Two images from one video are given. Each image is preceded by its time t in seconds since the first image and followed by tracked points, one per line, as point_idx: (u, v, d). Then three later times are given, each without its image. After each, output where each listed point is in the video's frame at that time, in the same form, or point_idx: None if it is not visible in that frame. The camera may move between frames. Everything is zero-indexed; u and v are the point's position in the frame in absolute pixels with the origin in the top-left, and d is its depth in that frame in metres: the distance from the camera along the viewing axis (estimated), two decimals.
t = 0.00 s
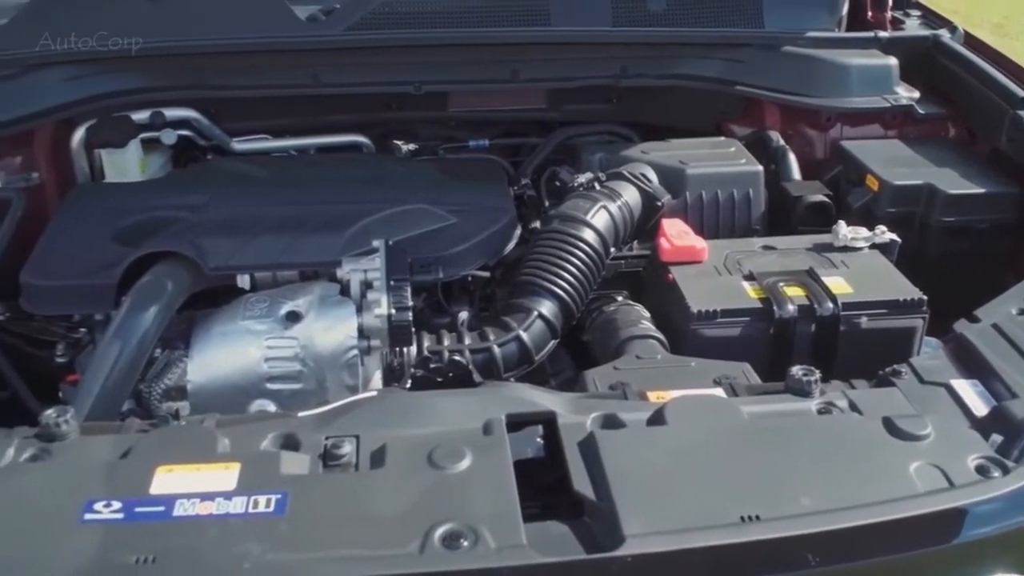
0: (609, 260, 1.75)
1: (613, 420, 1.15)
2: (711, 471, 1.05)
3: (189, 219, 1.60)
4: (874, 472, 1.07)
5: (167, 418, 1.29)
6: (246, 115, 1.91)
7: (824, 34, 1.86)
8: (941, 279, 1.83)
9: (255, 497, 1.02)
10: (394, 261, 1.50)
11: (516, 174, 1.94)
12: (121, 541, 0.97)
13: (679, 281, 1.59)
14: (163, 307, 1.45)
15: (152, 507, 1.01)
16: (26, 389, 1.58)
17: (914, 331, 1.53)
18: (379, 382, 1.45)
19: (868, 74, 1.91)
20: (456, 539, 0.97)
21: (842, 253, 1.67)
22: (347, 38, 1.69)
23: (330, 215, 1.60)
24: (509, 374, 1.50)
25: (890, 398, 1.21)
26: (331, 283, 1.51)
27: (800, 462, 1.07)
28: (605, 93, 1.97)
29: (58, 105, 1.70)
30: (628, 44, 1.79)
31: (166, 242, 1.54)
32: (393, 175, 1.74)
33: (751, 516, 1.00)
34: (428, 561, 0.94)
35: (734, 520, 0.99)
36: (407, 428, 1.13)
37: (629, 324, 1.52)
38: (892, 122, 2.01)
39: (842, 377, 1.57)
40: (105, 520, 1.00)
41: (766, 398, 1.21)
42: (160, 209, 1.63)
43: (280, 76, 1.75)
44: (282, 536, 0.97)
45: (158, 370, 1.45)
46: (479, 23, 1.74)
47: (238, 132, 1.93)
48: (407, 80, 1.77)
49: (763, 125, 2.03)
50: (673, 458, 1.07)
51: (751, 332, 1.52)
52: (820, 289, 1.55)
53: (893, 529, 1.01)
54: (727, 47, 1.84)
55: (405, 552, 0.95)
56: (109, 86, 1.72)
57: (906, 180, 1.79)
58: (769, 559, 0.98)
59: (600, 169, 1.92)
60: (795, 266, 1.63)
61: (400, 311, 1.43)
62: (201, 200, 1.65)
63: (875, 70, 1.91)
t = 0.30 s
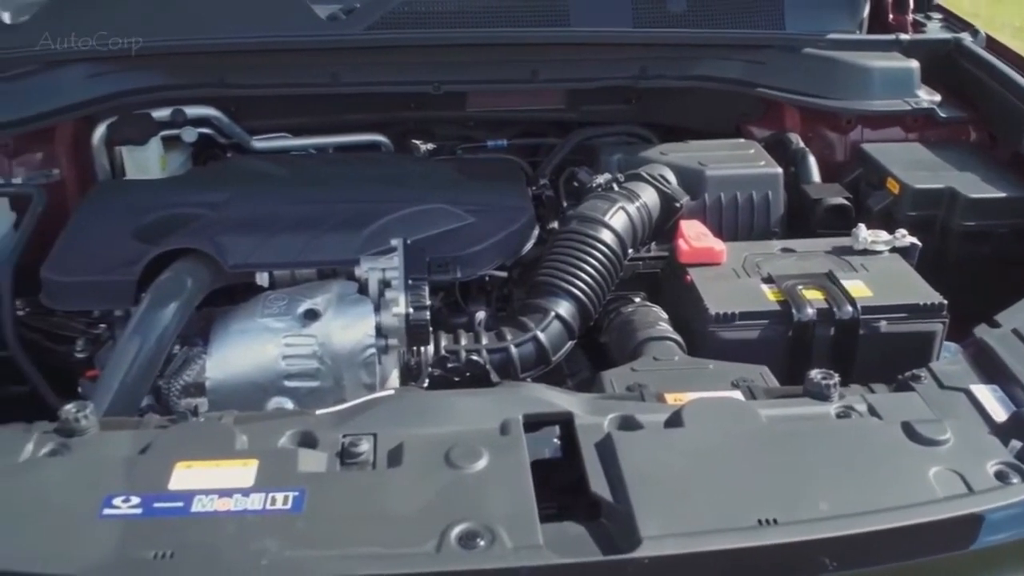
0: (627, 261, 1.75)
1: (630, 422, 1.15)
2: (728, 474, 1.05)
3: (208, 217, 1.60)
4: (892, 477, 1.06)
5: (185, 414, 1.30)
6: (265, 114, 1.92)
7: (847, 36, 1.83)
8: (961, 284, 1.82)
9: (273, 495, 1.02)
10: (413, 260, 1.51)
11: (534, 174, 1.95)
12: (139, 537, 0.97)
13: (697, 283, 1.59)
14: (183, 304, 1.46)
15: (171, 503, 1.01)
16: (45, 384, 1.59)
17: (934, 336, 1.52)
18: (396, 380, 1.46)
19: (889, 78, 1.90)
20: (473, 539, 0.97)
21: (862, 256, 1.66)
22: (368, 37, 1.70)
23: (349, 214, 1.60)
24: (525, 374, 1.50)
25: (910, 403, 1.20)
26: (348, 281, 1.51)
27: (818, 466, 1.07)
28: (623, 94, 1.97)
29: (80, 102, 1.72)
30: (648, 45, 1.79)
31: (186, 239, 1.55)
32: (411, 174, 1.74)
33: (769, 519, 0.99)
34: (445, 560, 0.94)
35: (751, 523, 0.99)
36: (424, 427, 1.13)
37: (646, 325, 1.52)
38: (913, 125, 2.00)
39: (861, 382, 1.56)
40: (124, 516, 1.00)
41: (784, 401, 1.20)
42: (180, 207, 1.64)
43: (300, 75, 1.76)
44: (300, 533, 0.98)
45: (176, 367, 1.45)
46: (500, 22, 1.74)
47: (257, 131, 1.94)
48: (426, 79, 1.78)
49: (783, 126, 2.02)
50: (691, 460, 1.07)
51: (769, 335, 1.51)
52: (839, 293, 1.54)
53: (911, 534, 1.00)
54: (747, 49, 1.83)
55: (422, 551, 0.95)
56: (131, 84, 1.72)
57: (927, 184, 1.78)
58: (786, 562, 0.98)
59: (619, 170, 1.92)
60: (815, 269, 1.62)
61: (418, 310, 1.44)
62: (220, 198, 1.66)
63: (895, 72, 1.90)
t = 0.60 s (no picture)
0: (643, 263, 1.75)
1: (644, 423, 1.15)
2: (744, 476, 1.05)
3: (226, 214, 1.61)
4: (909, 481, 1.06)
5: (202, 411, 1.32)
6: (282, 112, 1.92)
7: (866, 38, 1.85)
8: (979, 288, 1.81)
9: (288, 492, 1.02)
10: (429, 260, 1.50)
11: (551, 175, 1.94)
12: (156, 533, 0.98)
13: (714, 285, 1.58)
14: (200, 301, 1.47)
15: (187, 500, 1.01)
16: (60, 378, 1.59)
17: (951, 340, 1.51)
18: (412, 380, 1.46)
19: (906, 77, 1.88)
20: (487, 539, 0.97)
21: (880, 259, 1.65)
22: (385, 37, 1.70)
23: (366, 213, 1.61)
24: (540, 374, 1.50)
25: (927, 407, 1.19)
26: (364, 280, 1.52)
27: (834, 470, 1.06)
28: (640, 94, 1.97)
29: (99, 99, 1.72)
30: (666, 46, 1.78)
31: (204, 236, 1.55)
32: (427, 174, 1.75)
33: (785, 522, 0.99)
34: (460, 559, 0.95)
35: (767, 526, 0.98)
36: (440, 427, 1.13)
37: (662, 327, 1.52)
38: (932, 128, 1.99)
39: (878, 385, 1.55)
40: (141, 512, 1.01)
41: (801, 404, 1.20)
42: (198, 205, 1.65)
43: (319, 74, 1.76)
44: (316, 530, 0.98)
45: (192, 364, 1.46)
46: (518, 22, 1.74)
47: (274, 129, 1.95)
48: (443, 79, 1.78)
49: (800, 128, 2.01)
50: (706, 462, 1.07)
51: (786, 337, 1.51)
52: (857, 296, 1.53)
53: (927, 538, 1.00)
54: (765, 51, 1.83)
55: (437, 551, 0.96)
56: (149, 82, 1.73)
57: (945, 188, 1.77)
58: (802, 566, 0.97)
59: (636, 171, 1.91)
60: (832, 272, 1.61)
61: (433, 309, 1.43)
62: (238, 196, 1.66)
63: (912, 74, 1.88)
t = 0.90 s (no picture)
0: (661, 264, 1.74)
1: (662, 425, 1.15)
2: (761, 479, 1.04)
3: (246, 212, 1.62)
4: (928, 486, 1.05)
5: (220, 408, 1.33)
6: (302, 111, 1.93)
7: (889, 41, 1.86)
8: (1001, 293, 1.79)
9: (306, 490, 1.03)
10: (447, 259, 1.51)
11: (569, 175, 1.94)
12: (175, 529, 0.99)
13: (732, 287, 1.58)
14: (219, 298, 1.47)
15: (206, 496, 1.02)
16: (81, 373, 1.60)
17: (971, 345, 1.50)
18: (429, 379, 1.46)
19: (929, 81, 1.87)
20: (504, 539, 0.97)
21: (900, 263, 1.64)
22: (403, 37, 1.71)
23: (385, 212, 1.61)
24: (558, 375, 1.49)
25: (947, 412, 1.19)
26: (383, 279, 1.52)
27: (853, 474, 1.06)
28: (660, 95, 1.97)
29: (121, 96, 1.73)
30: (686, 48, 1.78)
31: (223, 234, 1.56)
32: (447, 174, 1.75)
33: (803, 526, 0.99)
34: (476, 559, 0.95)
35: (785, 530, 0.98)
36: (458, 426, 1.13)
37: (681, 329, 1.51)
38: (954, 132, 1.97)
39: (897, 390, 1.54)
40: (159, 507, 1.01)
41: (821, 407, 1.19)
42: (217, 202, 1.65)
43: (339, 73, 1.77)
44: (333, 528, 0.98)
45: (211, 360, 1.47)
46: (538, 23, 1.74)
47: (294, 128, 1.95)
48: (462, 79, 1.78)
49: (820, 130, 2.00)
50: (724, 465, 1.06)
51: (804, 341, 1.50)
52: (877, 300, 1.53)
53: (945, 544, 0.99)
54: (785, 52, 1.82)
55: (453, 550, 0.96)
56: (170, 79, 1.74)
57: (967, 192, 1.76)
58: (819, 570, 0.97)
59: (655, 172, 1.91)
60: (852, 276, 1.61)
61: (452, 309, 1.44)
62: (257, 194, 1.67)
63: (934, 77, 1.87)
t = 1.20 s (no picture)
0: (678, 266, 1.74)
1: (679, 427, 1.14)
2: (778, 482, 1.04)
3: (264, 210, 1.62)
4: (945, 491, 1.04)
5: (237, 404, 1.34)
6: (321, 109, 1.93)
7: (907, 43, 1.86)
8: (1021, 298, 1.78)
9: (322, 487, 1.03)
10: (465, 259, 1.51)
11: (586, 176, 1.94)
12: (192, 524, 0.99)
13: (750, 289, 1.57)
14: (237, 295, 1.48)
15: (223, 492, 1.02)
16: (98, 368, 1.61)
17: (990, 350, 1.49)
18: (445, 378, 1.45)
19: (950, 84, 1.86)
20: (520, 539, 0.97)
21: (919, 267, 1.63)
22: (420, 36, 1.71)
23: (402, 211, 1.61)
24: (573, 375, 1.49)
25: (966, 417, 1.18)
26: (400, 278, 1.51)
27: (869, 478, 1.05)
28: (678, 96, 1.96)
29: (141, 93, 1.74)
30: (705, 49, 1.77)
31: (241, 232, 1.57)
32: (464, 173, 1.75)
33: (820, 530, 0.98)
34: (492, 559, 0.95)
35: (801, 533, 0.98)
36: (473, 425, 1.13)
37: (697, 331, 1.51)
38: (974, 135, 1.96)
39: (915, 394, 1.53)
40: (177, 502, 1.02)
41: (838, 411, 1.19)
42: (236, 200, 1.66)
43: (357, 72, 1.77)
44: (349, 526, 0.99)
45: (228, 357, 1.48)
46: (557, 23, 1.74)
47: (312, 126, 1.96)
48: (480, 78, 1.78)
49: (839, 132, 1.98)
50: (740, 468, 1.06)
51: (822, 344, 1.50)
52: (895, 304, 1.52)
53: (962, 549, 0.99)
54: (804, 54, 1.81)
55: (469, 549, 0.96)
56: (189, 77, 1.74)
57: (986, 196, 1.75)
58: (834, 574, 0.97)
59: (672, 173, 1.90)
60: (870, 279, 1.60)
61: (468, 308, 1.44)
62: (275, 192, 1.68)
63: (956, 80, 1.86)
